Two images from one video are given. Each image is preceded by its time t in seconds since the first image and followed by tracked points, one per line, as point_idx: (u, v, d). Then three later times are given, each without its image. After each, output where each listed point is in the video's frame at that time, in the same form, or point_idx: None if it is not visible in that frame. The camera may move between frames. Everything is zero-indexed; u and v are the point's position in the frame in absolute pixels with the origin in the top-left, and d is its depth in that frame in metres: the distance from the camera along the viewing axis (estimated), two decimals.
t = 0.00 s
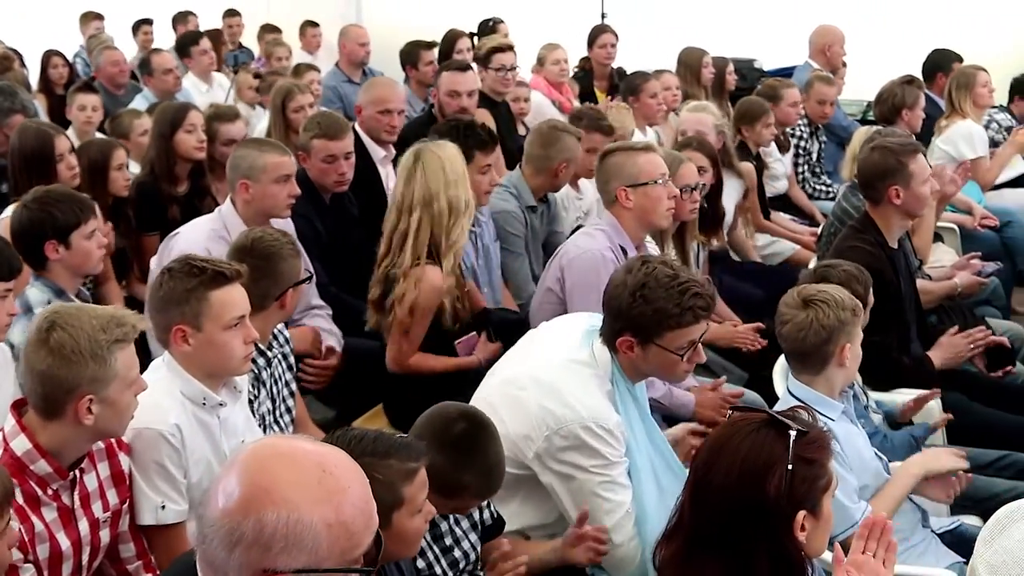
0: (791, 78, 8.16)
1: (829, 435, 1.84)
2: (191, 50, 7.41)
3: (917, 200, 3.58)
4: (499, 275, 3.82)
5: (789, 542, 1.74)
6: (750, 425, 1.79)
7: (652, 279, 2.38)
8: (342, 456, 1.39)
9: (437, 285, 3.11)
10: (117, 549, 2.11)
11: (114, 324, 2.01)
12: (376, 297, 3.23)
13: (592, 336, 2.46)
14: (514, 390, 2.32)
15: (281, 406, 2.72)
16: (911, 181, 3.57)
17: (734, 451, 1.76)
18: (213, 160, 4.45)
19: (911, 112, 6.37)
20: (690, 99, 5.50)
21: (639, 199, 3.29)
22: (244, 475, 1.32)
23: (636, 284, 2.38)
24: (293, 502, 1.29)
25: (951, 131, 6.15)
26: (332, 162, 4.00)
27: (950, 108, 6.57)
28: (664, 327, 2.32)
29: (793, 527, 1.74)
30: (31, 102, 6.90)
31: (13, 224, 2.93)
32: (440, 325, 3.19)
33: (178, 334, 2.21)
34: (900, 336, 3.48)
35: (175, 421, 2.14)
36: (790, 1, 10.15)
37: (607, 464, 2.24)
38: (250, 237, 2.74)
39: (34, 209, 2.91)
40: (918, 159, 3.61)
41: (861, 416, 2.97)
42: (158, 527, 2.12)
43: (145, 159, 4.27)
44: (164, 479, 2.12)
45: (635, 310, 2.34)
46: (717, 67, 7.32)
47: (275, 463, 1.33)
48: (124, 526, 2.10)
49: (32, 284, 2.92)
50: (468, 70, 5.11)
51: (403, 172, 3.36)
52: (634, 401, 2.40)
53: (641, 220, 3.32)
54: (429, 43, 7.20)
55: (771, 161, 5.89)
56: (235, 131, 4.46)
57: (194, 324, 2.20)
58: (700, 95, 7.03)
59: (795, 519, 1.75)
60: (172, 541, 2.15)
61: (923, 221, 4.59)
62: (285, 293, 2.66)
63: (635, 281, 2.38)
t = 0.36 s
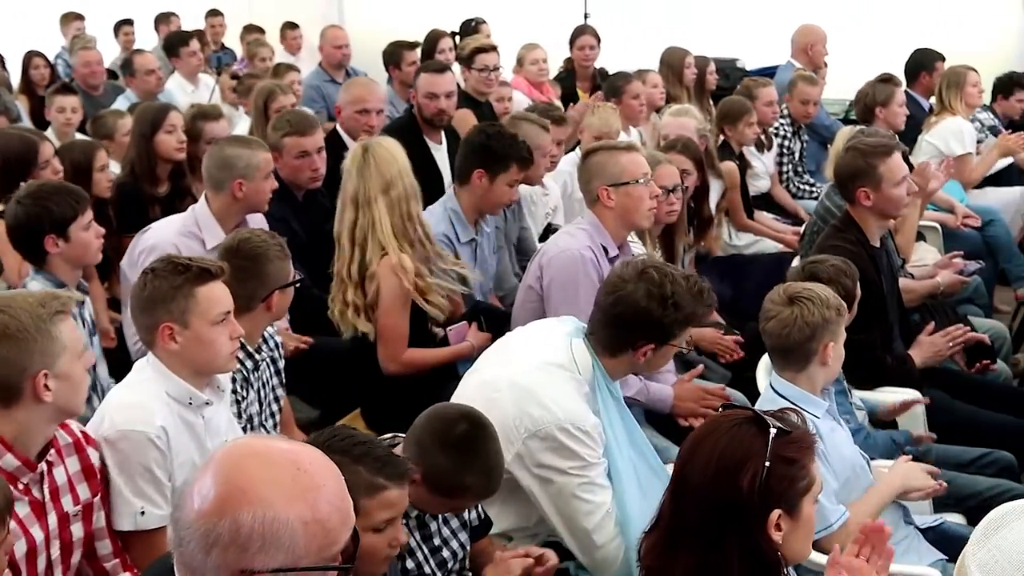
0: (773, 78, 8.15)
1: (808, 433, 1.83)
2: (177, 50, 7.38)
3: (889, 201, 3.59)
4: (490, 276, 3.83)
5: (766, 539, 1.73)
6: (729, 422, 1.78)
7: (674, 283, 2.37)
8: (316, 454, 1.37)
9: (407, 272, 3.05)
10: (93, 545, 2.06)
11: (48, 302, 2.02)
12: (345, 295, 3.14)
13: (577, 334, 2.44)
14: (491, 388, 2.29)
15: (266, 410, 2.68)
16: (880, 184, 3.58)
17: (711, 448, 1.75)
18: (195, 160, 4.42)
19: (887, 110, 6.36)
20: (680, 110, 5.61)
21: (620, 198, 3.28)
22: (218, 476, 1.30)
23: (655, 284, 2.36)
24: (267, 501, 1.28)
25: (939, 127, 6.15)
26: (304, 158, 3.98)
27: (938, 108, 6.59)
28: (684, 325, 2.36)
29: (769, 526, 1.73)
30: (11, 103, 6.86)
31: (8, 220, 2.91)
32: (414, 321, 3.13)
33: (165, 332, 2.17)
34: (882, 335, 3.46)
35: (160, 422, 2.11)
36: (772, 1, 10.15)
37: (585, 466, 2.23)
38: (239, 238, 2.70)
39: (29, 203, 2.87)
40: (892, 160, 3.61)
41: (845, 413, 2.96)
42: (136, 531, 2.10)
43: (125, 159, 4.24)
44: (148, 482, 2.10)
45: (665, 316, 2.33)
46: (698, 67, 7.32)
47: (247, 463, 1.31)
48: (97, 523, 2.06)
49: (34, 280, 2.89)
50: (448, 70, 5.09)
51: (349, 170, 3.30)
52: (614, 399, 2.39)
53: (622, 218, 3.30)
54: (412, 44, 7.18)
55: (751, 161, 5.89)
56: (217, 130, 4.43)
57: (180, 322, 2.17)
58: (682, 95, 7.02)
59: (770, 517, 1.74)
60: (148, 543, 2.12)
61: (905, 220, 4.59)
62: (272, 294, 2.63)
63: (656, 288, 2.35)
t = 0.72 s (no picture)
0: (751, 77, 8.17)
1: (789, 437, 1.82)
2: (163, 48, 7.37)
3: (861, 200, 3.60)
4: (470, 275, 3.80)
5: (743, 542, 1.73)
6: (714, 422, 1.77)
7: (672, 277, 2.45)
8: (287, 454, 1.36)
9: (372, 275, 3.07)
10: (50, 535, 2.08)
11: None
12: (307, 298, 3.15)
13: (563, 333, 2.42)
14: (477, 386, 2.27)
15: (248, 412, 2.65)
16: (852, 183, 3.60)
17: (694, 445, 1.75)
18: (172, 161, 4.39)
19: (857, 108, 6.38)
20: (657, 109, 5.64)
21: (599, 199, 3.27)
22: (190, 479, 1.30)
23: (656, 278, 2.43)
24: (237, 501, 1.27)
25: (922, 123, 6.17)
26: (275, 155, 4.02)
27: (920, 108, 6.62)
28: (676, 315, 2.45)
29: (745, 529, 1.73)
30: None
31: None
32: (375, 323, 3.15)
33: (164, 329, 2.16)
34: (860, 334, 3.46)
35: (132, 423, 2.09)
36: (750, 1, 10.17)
37: (571, 464, 2.22)
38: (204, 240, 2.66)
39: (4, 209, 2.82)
40: (866, 160, 3.61)
41: (825, 412, 2.96)
42: (108, 535, 2.08)
43: (102, 161, 4.22)
44: (121, 484, 2.07)
45: (666, 308, 2.40)
46: (676, 67, 7.33)
47: (217, 463, 1.31)
48: (53, 511, 2.08)
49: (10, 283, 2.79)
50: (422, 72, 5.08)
51: (312, 173, 3.29)
52: (601, 397, 2.38)
53: (601, 218, 3.30)
54: (391, 44, 7.16)
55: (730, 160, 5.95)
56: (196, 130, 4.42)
57: (178, 318, 2.17)
58: (660, 95, 7.04)
59: (746, 520, 1.73)
60: (117, 546, 2.09)
61: (883, 219, 4.61)
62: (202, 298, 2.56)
63: (657, 284, 2.41)
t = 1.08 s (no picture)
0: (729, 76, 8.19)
1: (774, 440, 1.82)
2: (142, 47, 7.36)
3: (834, 197, 3.62)
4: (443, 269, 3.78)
5: (719, 542, 1.74)
6: (697, 421, 1.78)
7: (648, 273, 2.47)
8: (260, 452, 1.37)
9: (339, 275, 3.05)
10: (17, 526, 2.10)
11: None
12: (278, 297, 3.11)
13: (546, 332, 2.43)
14: (459, 385, 2.28)
15: (226, 410, 2.66)
16: (824, 178, 3.63)
17: (677, 442, 1.76)
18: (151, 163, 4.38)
19: (833, 107, 6.40)
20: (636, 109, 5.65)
21: (577, 199, 3.28)
22: (164, 482, 1.30)
23: (632, 276, 2.45)
24: (210, 501, 1.28)
25: (899, 122, 6.20)
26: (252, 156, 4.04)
27: (898, 105, 6.65)
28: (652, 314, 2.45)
29: (723, 530, 1.74)
30: None
31: None
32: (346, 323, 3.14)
33: (153, 334, 2.16)
34: (838, 333, 3.47)
35: (111, 429, 2.09)
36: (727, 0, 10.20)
37: (552, 462, 2.22)
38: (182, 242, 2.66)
39: None
40: (837, 155, 3.65)
41: (805, 410, 2.97)
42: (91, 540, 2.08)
43: (80, 162, 4.21)
44: (102, 491, 2.07)
45: (642, 306, 2.41)
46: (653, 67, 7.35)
47: (190, 465, 1.31)
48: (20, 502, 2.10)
49: None
50: (396, 73, 5.08)
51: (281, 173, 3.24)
52: (582, 396, 2.38)
53: (579, 218, 3.31)
54: (369, 45, 7.16)
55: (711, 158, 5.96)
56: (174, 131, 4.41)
57: (168, 323, 2.18)
58: (636, 95, 7.06)
59: (723, 521, 1.74)
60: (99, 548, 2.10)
61: (860, 218, 4.63)
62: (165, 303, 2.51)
63: (632, 282, 2.42)
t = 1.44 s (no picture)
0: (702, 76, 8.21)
1: (749, 443, 1.81)
2: (113, 49, 7.33)
3: (803, 196, 3.63)
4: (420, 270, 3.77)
5: (691, 544, 1.74)
6: (673, 422, 1.77)
7: (616, 271, 2.43)
8: (233, 457, 1.36)
9: (305, 275, 3.00)
10: None
11: None
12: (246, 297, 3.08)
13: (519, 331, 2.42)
14: (433, 385, 2.27)
15: (192, 409, 2.66)
16: (791, 178, 3.63)
17: (653, 442, 1.76)
18: (123, 165, 4.36)
19: (805, 107, 6.42)
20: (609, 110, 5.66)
21: (549, 199, 3.28)
22: (133, 483, 1.30)
23: (598, 272, 2.41)
24: (182, 503, 1.27)
25: (870, 122, 6.23)
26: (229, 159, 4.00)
27: (869, 104, 6.68)
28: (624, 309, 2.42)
29: (694, 532, 1.74)
30: None
31: None
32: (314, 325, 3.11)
33: (137, 332, 2.17)
34: (811, 333, 3.48)
35: (79, 432, 2.07)
36: None
37: (526, 463, 2.22)
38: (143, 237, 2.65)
39: None
40: (804, 155, 3.66)
41: (778, 407, 2.98)
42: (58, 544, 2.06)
43: (50, 164, 4.18)
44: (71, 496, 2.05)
45: (612, 303, 2.37)
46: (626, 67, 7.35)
47: (163, 467, 1.31)
48: None
49: None
50: (366, 72, 5.07)
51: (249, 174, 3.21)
52: (555, 397, 2.38)
53: (551, 218, 3.30)
54: (343, 46, 7.14)
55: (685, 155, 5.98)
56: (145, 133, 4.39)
57: (149, 322, 2.19)
58: (608, 96, 7.07)
59: (695, 523, 1.74)
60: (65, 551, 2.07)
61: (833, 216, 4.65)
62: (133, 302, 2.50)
63: (599, 279, 2.39)
